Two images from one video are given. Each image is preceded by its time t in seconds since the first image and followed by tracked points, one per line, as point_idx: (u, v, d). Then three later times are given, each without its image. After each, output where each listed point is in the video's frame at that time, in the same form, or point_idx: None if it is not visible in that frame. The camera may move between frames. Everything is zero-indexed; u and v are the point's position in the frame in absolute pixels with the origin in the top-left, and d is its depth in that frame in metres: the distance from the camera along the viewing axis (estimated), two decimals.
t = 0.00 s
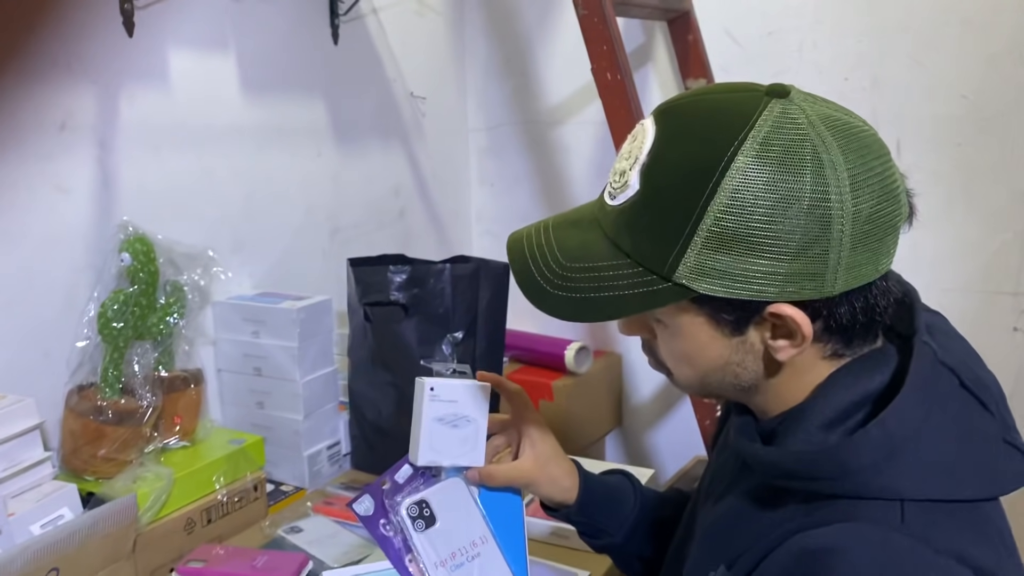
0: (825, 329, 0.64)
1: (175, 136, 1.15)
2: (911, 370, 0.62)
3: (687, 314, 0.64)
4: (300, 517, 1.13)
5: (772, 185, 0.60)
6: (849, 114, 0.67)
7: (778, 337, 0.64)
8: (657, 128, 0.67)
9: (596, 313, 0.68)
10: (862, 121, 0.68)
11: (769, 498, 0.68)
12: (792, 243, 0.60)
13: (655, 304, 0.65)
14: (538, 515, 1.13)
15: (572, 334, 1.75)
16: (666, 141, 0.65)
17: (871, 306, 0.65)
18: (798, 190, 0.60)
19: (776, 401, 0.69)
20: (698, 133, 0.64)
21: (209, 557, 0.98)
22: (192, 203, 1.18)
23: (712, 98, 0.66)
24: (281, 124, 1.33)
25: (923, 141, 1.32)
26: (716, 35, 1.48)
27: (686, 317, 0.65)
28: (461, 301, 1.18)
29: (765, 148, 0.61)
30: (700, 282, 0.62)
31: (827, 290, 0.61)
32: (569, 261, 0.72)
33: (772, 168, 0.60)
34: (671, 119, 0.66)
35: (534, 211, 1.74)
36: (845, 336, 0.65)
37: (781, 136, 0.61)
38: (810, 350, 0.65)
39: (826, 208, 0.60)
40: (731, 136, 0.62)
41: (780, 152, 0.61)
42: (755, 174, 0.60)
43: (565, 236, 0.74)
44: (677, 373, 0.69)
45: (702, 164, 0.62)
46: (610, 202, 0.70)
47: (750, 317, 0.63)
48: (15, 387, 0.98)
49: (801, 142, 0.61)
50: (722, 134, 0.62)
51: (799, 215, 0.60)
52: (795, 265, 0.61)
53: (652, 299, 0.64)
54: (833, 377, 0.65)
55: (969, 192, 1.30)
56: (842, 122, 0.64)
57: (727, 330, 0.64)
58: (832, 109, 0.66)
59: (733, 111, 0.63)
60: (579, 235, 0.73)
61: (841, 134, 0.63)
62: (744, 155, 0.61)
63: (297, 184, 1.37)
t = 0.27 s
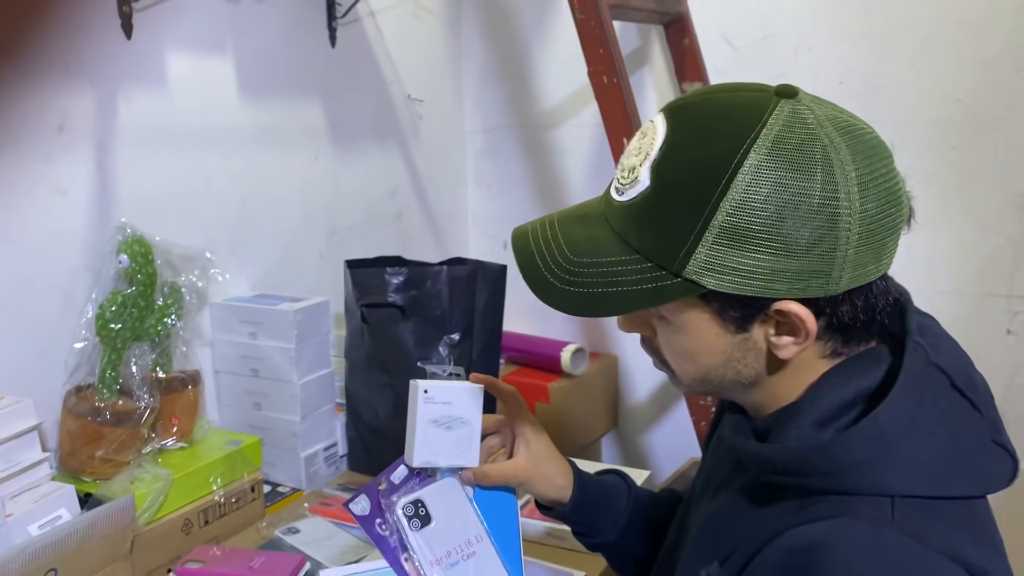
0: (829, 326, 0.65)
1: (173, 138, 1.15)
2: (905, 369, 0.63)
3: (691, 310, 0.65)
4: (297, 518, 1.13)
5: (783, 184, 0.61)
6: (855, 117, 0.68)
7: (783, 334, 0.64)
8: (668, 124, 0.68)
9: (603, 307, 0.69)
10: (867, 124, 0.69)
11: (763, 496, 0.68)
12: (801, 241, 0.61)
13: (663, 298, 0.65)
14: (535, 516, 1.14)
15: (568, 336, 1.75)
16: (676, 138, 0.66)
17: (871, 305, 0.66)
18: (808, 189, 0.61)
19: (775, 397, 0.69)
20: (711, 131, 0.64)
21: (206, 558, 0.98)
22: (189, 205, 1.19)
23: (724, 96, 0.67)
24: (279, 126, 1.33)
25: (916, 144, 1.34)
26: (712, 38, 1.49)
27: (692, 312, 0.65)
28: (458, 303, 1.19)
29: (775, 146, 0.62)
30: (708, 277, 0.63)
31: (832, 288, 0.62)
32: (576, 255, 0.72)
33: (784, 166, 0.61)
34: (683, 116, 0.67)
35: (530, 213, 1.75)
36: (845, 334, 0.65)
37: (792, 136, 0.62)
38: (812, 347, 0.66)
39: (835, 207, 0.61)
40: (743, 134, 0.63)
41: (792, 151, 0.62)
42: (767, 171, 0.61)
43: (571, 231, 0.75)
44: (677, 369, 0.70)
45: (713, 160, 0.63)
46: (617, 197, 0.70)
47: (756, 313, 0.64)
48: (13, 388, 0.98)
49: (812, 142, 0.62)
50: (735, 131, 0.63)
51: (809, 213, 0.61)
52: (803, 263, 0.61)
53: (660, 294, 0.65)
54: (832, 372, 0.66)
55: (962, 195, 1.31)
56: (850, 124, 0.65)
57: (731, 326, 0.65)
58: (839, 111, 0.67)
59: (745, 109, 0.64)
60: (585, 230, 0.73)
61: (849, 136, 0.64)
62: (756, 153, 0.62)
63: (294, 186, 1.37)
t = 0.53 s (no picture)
0: (823, 327, 0.66)
1: (173, 141, 1.17)
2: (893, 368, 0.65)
3: (688, 311, 0.66)
4: (295, 517, 1.14)
5: (779, 190, 0.62)
6: (846, 125, 0.70)
7: (778, 335, 0.66)
8: (665, 133, 0.69)
9: (606, 312, 0.70)
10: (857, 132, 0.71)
11: (756, 493, 0.69)
12: (797, 245, 0.63)
13: (665, 302, 0.66)
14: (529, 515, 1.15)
15: (564, 337, 1.77)
16: (674, 146, 0.67)
17: (862, 306, 0.68)
18: (803, 195, 0.62)
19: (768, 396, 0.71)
20: (708, 139, 0.66)
21: (205, 555, 1.00)
22: (188, 207, 1.20)
23: (719, 106, 0.68)
24: (277, 129, 1.34)
25: (907, 148, 1.35)
26: (705, 43, 1.51)
27: (690, 315, 0.66)
28: (455, 304, 1.21)
29: (772, 154, 0.63)
30: (708, 282, 0.64)
31: (828, 291, 0.64)
32: (577, 261, 0.73)
33: (779, 173, 0.63)
34: (680, 124, 0.68)
35: (526, 215, 1.77)
36: (837, 334, 0.67)
37: (787, 143, 0.64)
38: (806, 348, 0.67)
39: (829, 212, 0.63)
40: (740, 142, 0.64)
41: (787, 158, 0.63)
42: (763, 178, 0.63)
43: (571, 237, 0.76)
44: (673, 370, 0.71)
45: (711, 168, 0.64)
46: (616, 203, 0.71)
47: (752, 315, 0.65)
48: (14, 387, 1.00)
49: (806, 149, 0.64)
50: (731, 139, 0.64)
51: (805, 219, 0.62)
52: (800, 267, 0.63)
53: (661, 298, 0.66)
54: (824, 370, 0.67)
55: (952, 198, 1.33)
56: (842, 132, 0.67)
57: (727, 328, 0.66)
58: (831, 119, 0.69)
59: (741, 118, 0.65)
60: (586, 235, 0.74)
61: (841, 143, 0.66)
62: (752, 160, 0.63)
63: (292, 188, 1.39)
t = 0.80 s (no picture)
0: (803, 327, 0.68)
1: (174, 144, 1.19)
2: (870, 366, 0.67)
3: (676, 312, 0.68)
4: (294, 514, 1.16)
5: (762, 195, 0.64)
6: (830, 132, 0.72)
7: (761, 335, 0.68)
8: (654, 137, 0.71)
9: (595, 310, 0.72)
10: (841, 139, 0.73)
11: (741, 488, 0.72)
12: (778, 249, 0.65)
13: (652, 302, 0.68)
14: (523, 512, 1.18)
15: (560, 339, 1.79)
16: (661, 152, 0.69)
17: (842, 308, 0.69)
18: (785, 200, 0.64)
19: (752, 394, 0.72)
20: (694, 145, 0.68)
21: (205, 551, 1.01)
22: (189, 209, 1.22)
23: (706, 112, 0.70)
24: (277, 132, 1.37)
25: (897, 152, 1.38)
26: (699, 48, 1.53)
27: (677, 314, 0.68)
28: (451, 304, 1.23)
29: (755, 161, 0.65)
30: (693, 283, 0.66)
31: (808, 293, 0.66)
32: (567, 262, 0.75)
33: (762, 179, 0.65)
34: (669, 130, 0.70)
35: (522, 218, 1.79)
36: (817, 335, 0.69)
37: (771, 150, 0.66)
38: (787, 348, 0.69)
39: (810, 217, 0.65)
40: (725, 149, 0.66)
41: (770, 164, 0.65)
42: (746, 183, 0.65)
43: (563, 238, 0.78)
44: (661, 368, 0.73)
45: (697, 174, 0.66)
46: (606, 205, 0.73)
47: (736, 316, 0.67)
48: (18, 385, 1.02)
49: (789, 156, 0.66)
50: (717, 145, 0.66)
51: (786, 223, 0.64)
52: (781, 270, 0.65)
53: (648, 298, 0.68)
54: (806, 369, 0.69)
55: (941, 202, 1.35)
56: (824, 139, 0.69)
57: (712, 327, 0.68)
58: (815, 126, 0.71)
59: (727, 124, 0.68)
60: (576, 237, 0.77)
61: (823, 150, 0.68)
62: (737, 166, 0.65)
63: (292, 191, 1.41)
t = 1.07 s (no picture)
0: (790, 325, 0.70)
1: (175, 145, 1.20)
2: (853, 362, 0.69)
3: (665, 310, 0.70)
4: (293, 510, 1.18)
5: (749, 196, 0.66)
6: (816, 135, 0.73)
7: (747, 333, 0.70)
8: (645, 139, 0.72)
9: (587, 306, 0.73)
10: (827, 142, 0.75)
11: (728, 482, 0.73)
12: (764, 249, 0.66)
13: (642, 299, 0.70)
14: (518, 508, 1.20)
15: (557, 339, 1.80)
16: (652, 153, 0.71)
17: (828, 307, 0.72)
18: (771, 201, 0.66)
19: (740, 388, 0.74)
20: (684, 146, 0.69)
21: (205, 545, 1.03)
22: (190, 209, 1.24)
23: (696, 115, 0.72)
24: (277, 134, 1.38)
25: (889, 155, 1.39)
26: (695, 51, 1.55)
27: (666, 312, 0.70)
28: (449, 303, 1.24)
29: (742, 162, 0.67)
30: (681, 281, 0.68)
31: (793, 291, 0.68)
32: (560, 259, 0.77)
33: (749, 180, 0.66)
34: (659, 132, 0.72)
35: (520, 219, 1.81)
36: (803, 333, 0.71)
37: (758, 153, 0.67)
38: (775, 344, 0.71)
39: (795, 218, 0.66)
40: (714, 150, 0.68)
41: (757, 167, 0.67)
42: (733, 185, 0.66)
43: (556, 236, 0.80)
44: (651, 364, 0.75)
45: (686, 174, 0.68)
46: (598, 204, 0.75)
47: (723, 313, 0.69)
48: (22, 382, 1.03)
49: (775, 158, 0.67)
50: (705, 147, 0.68)
51: (772, 223, 0.66)
52: (766, 269, 0.67)
53: (637, 295, 0.70)
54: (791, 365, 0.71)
55: (933, 204, 1.37)
56: (810, 142, 0.71)
57: (700, 325, 0.70)
58: (802, 130, 0.73)
59: (715, 127, 0.69)
60: (569, 235, 0.78)
61: (809, 153, 0.69)
62: (724, 167, 0.67)
63: (292, 191, 1.43)
